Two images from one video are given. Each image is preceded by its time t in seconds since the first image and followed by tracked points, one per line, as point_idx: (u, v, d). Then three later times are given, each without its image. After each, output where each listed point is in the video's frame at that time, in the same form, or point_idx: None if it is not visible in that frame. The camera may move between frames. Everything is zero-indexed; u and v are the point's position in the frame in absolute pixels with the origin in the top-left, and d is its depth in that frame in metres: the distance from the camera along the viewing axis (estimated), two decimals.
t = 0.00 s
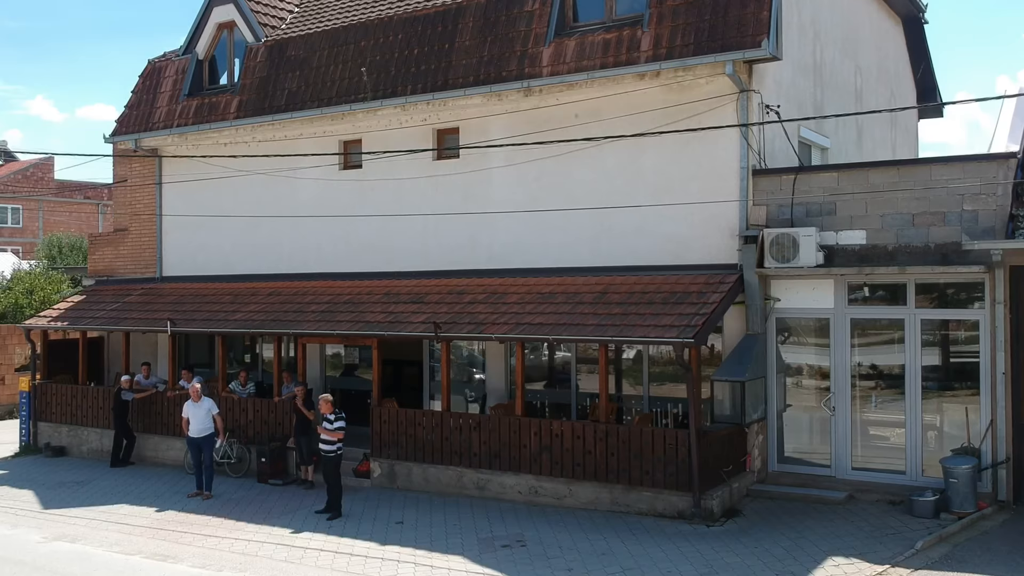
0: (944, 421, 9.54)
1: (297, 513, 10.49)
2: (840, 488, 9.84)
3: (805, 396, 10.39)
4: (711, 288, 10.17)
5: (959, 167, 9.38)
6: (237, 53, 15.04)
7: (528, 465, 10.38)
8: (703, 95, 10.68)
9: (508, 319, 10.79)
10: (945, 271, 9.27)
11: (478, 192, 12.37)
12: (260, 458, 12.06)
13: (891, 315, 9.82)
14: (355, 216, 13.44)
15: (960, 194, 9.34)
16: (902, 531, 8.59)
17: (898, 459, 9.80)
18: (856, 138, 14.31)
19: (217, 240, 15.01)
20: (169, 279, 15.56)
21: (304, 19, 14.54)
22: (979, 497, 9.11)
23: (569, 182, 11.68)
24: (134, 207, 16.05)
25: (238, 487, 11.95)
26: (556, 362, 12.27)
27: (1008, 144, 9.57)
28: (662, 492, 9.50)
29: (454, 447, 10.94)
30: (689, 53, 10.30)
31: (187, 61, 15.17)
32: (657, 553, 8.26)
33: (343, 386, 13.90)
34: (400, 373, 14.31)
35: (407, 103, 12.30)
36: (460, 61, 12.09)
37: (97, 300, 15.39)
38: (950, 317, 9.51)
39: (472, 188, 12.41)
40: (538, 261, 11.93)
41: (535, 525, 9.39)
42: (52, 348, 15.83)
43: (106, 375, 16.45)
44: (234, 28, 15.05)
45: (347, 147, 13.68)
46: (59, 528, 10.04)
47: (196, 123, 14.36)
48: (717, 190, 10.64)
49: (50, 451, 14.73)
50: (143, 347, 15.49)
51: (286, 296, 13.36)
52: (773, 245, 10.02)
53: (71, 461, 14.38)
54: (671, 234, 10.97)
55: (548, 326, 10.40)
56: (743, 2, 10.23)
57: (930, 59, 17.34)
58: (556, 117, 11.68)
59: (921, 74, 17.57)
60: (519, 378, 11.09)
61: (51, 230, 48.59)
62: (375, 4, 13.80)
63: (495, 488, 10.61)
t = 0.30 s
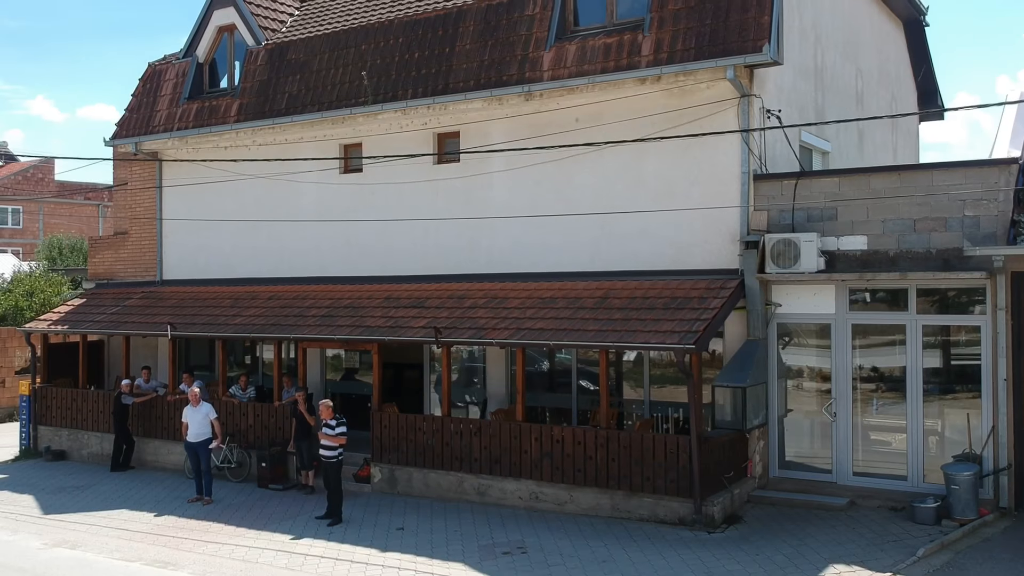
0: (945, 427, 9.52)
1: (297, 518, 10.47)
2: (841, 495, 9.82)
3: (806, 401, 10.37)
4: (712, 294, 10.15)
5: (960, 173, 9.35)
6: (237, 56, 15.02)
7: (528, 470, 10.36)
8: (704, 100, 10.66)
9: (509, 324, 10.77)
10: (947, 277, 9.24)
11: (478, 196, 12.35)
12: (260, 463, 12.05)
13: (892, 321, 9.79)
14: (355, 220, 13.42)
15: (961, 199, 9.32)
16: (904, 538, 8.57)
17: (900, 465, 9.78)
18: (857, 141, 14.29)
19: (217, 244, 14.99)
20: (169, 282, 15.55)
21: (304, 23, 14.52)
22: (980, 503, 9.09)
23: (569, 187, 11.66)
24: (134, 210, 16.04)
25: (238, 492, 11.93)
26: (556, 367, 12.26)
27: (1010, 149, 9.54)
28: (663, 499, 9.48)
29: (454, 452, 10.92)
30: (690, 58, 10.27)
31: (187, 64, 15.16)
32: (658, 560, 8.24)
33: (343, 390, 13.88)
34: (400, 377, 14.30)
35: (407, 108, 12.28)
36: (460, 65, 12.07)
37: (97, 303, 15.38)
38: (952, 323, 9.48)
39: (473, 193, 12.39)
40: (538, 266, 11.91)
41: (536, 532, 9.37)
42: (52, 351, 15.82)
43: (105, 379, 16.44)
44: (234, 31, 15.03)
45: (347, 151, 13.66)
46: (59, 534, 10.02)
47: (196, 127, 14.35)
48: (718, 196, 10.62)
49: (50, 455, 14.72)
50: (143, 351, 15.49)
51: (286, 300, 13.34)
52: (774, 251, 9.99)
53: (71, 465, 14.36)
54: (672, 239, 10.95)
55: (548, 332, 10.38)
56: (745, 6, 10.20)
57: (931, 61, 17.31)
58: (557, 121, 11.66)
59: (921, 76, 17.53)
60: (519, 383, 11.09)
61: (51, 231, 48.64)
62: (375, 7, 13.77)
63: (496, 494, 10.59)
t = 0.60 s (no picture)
0: (946, 447, 9.51)
1: (297, 536, 10.46)
2: (843, 514, 9.81)
3: (807, 419, 10.36)
4: (713, 312, 10.13)
5: (962, 192, 9.32)
6: (237, 68, 15.00)
7: (529, 488, 10.35)
8: (705, 117, 10.65)
9: (509, 342, 10.75)
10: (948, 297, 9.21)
11: (479, 211, 12.34)
12: (260, 478, 12.04)
13: (893, 340, 9.78)
14: (355, 233, 13.42)
15: (963, 219, 9.30)
16: (906, 559, 8.56)
17: (901, 484, 9.77)
18: (858, 154, 14.29)
19: (217, 256, 14.99)
20: (170, 294, 15.54)
21: (305, 35, 14.51)
22: (982, 523, 9.08)
23: (570, 202, 11.64)
24: (134, 221, 16.04)
25: (238, 508, 11.93)
26: (556, 382, 12.26)
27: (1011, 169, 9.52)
28: (664, 518, 9.47)
29: (455, 469, 10.91)
30: (691, 75, 10.25)
31: (187, 76, 15.14)
32: None
33: (344, 403, 13.90)
34: (400, 389, 14.32)
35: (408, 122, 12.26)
36: (461, 80, 12.05)
37: (97, 315, 15.37)
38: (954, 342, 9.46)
39: (473, 208, 12.38)
40: (539, 281, 11.90)
41: (536, 552, 9.36)
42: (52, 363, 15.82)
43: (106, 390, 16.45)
44: (235, 43, 14.99)
45: (347, 164, 13.65)
46: (59, 553, 10.01)
47: (196, 139, 14.34)
48: (718, 213, 10.61)
49: (50, 467, 14.73)
50: (144, 363, 15.49)
51: (287, 314, 13.34)
52: (774, 269, 9.98)
53: (71, 478, 14.37)
54: (673, 256, 10.94)
55: (549, 349, 10.37)
56: (746, 23, 10.18)
57: (932, 72, 17.30)
58: (557, 137, 11.64)
59: (922, 87, 17.54)
60: (521, 400, 11.06)
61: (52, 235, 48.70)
62: (376, 21, 13.77)
63: (496, 511, 10.58)
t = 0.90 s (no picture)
0: (946, 478, 9.52)
1: (298, 565, 10.46)
2: (843, 545, 9.82)
3: (807, 449, 10.35)
4: (713, 342, 10.13)
5: (962, 225, 9.35)
6: (237, 88, 14.99)
7: (529, 517, 10.35)
8: (705, 145, 10.64)
9: (510, 370, 10.74)
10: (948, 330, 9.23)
11: (479, 236, 12.32)
12: (260, 504, 12.05)
13: (894, 371, 9.78)
14: (355, 256, 13.41)
15: (963, 251, 9.31)
16: None
17: (901, 515, 9.78)
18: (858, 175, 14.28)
19: (217, 276, 14.98)
20: (170, 313, 15.53)
21: (306, 57, 14.52)
22: (982, 557, 9.09)
23: (570, 228, 11.63)
24: (134, 240, 16.03)
25: (238, 534, 11.94)
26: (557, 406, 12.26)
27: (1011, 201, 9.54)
28: (665, 550, 9.47)
29: (455, 497, 10.91)
30: (692, 104, 10.25)
31: (187, 96, 15.12)
32: None
33: (343, 426, 13.85)
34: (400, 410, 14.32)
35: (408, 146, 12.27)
36: (461, 105, 12.05)
37: (97, 335, 15.37)
38: (954, 374, 9.47)
39: (473, 232, 12.37)
40: (540, 306, 11.89)
41: None
42: (52, 382, 15.83)
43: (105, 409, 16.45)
44: (235, 63, 14.97)
45: (347, 186, 13.63)
46: None
47: (197, 160, 14.34)
48: (719, 241, 10.60)
49: (50, 488, 14.74)
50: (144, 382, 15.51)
51: (287, 337, 13.33)
52: (775, 299, 9.98)
53: (71, 499, 14.38)
54: (673, 283, 10.94)
55: (550, 379, 10.36)
56: (746, 52, 10.16)
57: (932, 89, 17.30)
58: (558, 162, 11.62)
59: (922, 104, 17.53)
60: (521, 428, 11.03)
61: (53, 242, 48.75)
62: (376, 44, 13.78)
63: (496, 540, 10.59)
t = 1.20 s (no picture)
0: (945, 520, 9.52)
1: None
2: None
3: (807, 487, 10.34)
4: (713, 380, 10.13)
5: (961, 266, 9.34)
6: (237, 114, 15.00)
7: (528, 555, 10.35)
8: (704, 182, 10.65)
9: (509, 407, 10.74)
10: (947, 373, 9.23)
11: (478, 267, 12.31)
12: (260, 536, 12.06)
13: (893, 411, 9.78)
14: (355, 285, 13.41)
15: (963, 293, 9.31)
16: None
17: (900, 556, 9.79)
18: (858, 203, 14.28)
19: (217, 302, 14.98)
20: (169, 338, 15.54)
21: (306, 84, 14.54)
22: None
23: (570, 262, 11.61)
24: (134, 264, 16.03)
25: (238, 566, 11.95)
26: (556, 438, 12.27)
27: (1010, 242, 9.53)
28: None
29: (454, 533, 10.91)
30: (691, 142, 10.26)
31: (187, 122, 15.12)
32: None
33: (341, 455, 13.77)
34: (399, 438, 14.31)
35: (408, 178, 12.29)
36: (461, 138, 12.05)
37: (98, 361, 15.39)
38: (953, 416, 9.47)
39: (473, 263, 12.36)
40: (539, 339, 11.88)
41: None
42: (52, 407, 15.84)
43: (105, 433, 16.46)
44: (235, 90, 14.96)
45: (347, 215, 13.65)
46: None
47: (197, 187, 14.36)
48: (718, 278, 10.60)
49: (50, 515, 14.76)
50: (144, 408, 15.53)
51: (287, 366, 13.34)
52: (774, 338, 9.99)
53: (72, 526, 14.39)
54: (673, 319, 10.93)
55: (549, 417, 10.35)
56: (745, 91, 10.16)
57: (932, 111, 17.30)
58: (558, 196, 11.61)
59: (922, 126, 17.53)
60: (521, 464, 11.02)
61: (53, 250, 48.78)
62: (376, 73, 13.80)
63: None
